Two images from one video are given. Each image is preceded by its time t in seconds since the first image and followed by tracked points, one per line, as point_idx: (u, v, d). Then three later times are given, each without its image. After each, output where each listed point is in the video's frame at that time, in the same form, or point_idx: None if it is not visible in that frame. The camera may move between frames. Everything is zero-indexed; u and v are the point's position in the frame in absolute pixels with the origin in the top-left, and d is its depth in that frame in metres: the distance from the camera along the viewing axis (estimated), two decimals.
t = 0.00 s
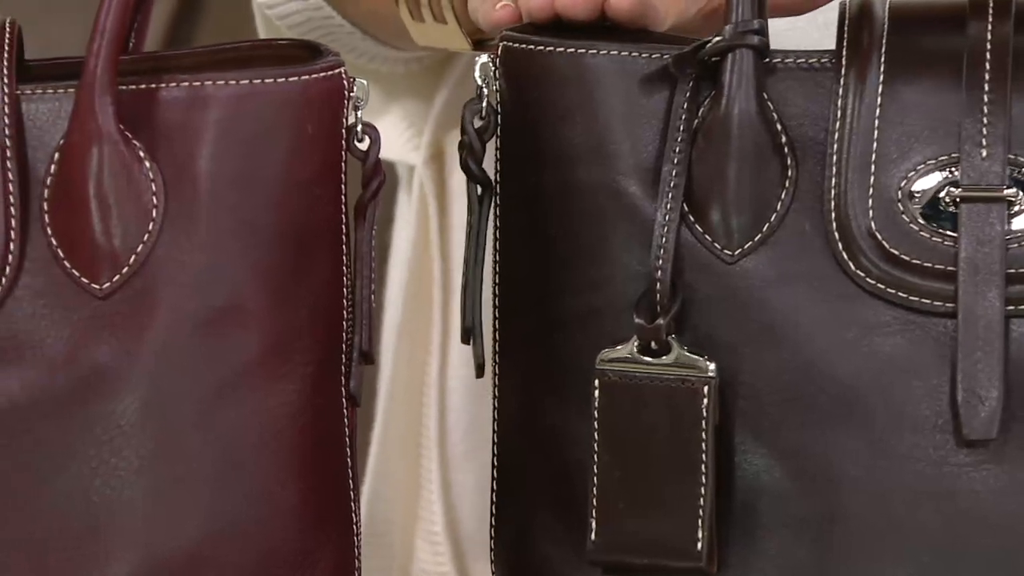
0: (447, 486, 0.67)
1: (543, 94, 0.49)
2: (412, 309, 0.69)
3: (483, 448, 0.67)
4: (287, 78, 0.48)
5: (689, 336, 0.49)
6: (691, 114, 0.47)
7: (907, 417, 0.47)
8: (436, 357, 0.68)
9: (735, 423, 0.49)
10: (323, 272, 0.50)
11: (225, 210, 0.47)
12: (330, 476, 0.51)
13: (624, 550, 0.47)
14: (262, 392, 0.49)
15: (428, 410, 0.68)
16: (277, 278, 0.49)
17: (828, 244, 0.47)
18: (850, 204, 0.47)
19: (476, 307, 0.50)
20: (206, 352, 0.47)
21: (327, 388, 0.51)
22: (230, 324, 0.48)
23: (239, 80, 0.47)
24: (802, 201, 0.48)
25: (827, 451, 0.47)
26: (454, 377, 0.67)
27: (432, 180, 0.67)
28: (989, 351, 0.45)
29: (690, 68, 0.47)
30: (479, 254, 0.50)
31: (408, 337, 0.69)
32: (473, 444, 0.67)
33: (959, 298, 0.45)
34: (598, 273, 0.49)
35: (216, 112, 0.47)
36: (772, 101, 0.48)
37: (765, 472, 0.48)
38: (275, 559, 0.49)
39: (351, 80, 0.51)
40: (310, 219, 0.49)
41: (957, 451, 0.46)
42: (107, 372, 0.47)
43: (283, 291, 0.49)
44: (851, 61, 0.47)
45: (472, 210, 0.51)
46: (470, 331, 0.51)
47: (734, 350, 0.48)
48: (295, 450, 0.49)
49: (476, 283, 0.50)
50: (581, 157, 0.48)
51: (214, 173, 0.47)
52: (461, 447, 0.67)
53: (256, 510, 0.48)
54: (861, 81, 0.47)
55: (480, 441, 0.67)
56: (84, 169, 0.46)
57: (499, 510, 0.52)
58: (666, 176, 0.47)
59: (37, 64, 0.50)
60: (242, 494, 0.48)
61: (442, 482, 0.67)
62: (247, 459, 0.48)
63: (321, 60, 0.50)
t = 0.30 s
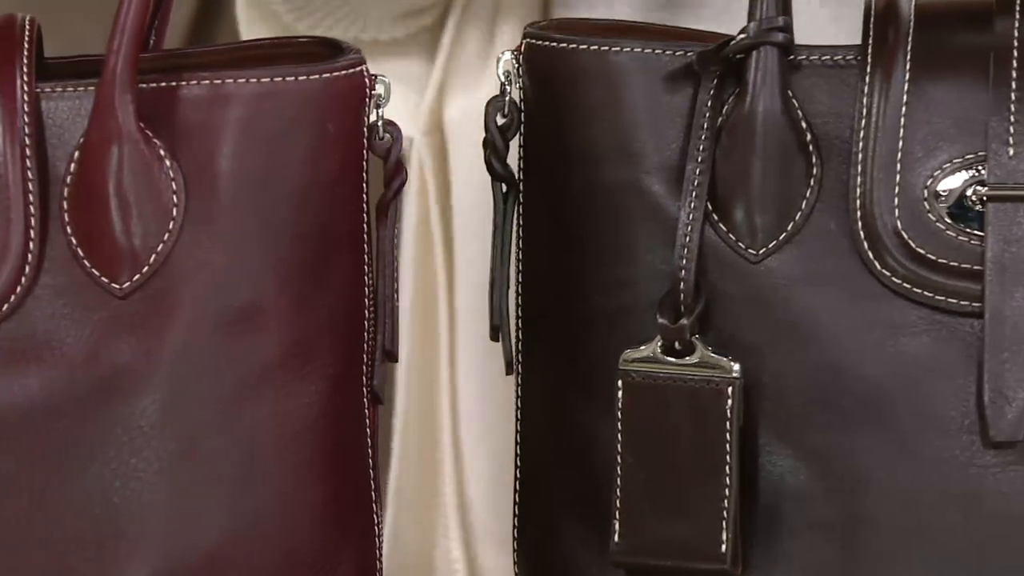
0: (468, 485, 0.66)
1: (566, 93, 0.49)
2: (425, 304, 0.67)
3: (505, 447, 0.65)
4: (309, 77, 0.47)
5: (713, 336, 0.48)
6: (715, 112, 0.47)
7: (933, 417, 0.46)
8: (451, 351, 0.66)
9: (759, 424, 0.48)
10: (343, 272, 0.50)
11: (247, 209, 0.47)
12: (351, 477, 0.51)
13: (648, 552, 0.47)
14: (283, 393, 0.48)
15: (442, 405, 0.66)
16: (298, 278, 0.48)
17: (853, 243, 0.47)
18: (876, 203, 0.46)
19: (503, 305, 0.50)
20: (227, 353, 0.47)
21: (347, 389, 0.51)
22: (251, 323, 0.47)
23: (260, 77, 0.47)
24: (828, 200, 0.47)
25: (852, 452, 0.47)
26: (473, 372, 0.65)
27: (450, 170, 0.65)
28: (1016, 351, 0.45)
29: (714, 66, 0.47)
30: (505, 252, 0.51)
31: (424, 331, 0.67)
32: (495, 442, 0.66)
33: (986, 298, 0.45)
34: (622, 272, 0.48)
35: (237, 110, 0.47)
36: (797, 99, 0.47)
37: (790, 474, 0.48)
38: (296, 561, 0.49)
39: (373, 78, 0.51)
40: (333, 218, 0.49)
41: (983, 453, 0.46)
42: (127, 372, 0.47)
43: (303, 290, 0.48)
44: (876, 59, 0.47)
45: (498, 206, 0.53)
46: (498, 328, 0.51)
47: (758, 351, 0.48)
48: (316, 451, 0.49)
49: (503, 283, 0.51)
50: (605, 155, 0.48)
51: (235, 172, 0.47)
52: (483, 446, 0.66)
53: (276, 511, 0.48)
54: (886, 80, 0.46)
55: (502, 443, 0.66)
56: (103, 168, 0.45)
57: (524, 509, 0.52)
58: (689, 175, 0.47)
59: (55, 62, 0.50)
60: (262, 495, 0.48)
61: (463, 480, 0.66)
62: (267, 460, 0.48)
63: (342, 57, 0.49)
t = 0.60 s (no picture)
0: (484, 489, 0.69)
1: (589, 90, 0.48)
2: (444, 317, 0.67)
3: (523, 452, 0.69)
4: (328, 74, 0.47)
5: (735, 336, 0.48)
6: (738, 110, 0.47)
7: (958, 417, 0.46)
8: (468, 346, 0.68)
9: (783, 424, 0.48)
10: (362, 271, 0.50)
11: (266, 208, 0.47)
12: (370, 477, 0.50)
13: (670, 553, 0.47)
14: (301, 392, 0.48)
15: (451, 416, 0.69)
16: (317, 277, 0.48)
17: (877, 242, 0.46)
18: (900, 201, 0.45)
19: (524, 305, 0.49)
20: (245, 352, 0.47)
21: (365, 389, 0.50)
22: (270, 322, 0.47)
23: (280, 75, 0.47)
24: (852, 198, 0.47)
25: (876, 452, 0.46)
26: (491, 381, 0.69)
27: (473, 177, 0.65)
28: None
29: (737, 63, 0.46)
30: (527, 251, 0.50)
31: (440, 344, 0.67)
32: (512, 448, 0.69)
33: (1012, 297, 0.44)
34: (643, 271, 0.48)
35: (256, 107, 0.47)
36: (821, 96, 0.47)
37: (814, 475, 0.47)
38: (315, 562, 0.48)
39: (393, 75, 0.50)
40: (353, 216, 0.49)
41: (1009, 453, 0.45)
42: (146, 371, 0.46)
43: (322, 290, 0.48)
44: (901, 57, 0.46)
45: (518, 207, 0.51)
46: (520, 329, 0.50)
47: (782, 350, 0.47)
48: (335, 452, 0.49)
49: (524, 282, 0.50)
50: (627, 153, 0.48)
51: (254, 170, 0.47)
52: (500, 452, 0.69)
53: (294, 512, 0.48)
54: (911, 77, 0.46)
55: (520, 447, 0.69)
56: (121, 166, 0.45)
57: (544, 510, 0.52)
58: (712, 173, 0.47)
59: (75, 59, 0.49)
60: (281, 496, 0.47)
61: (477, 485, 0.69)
62: (285, 460, 0.47)
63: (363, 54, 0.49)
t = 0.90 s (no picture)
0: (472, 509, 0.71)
1: (611, 89, 0.48)
2: (469, 291, 0.70)
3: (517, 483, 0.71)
4: (349, 73, 0.47)
5: (760, 336, 0.48)
6: (762, 109, 0.46)
7: (984, 418, 0.45)
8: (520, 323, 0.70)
9: (807, 425, 0.47)
10: (383, 271, 0.49)
11: (286, 209, 0.47)
12: (391, 478, 0.50)
13: (694, 556, 0.46)
14: (322, 394, 0.48)
15: (455, 420, 0.71)
16: (337, 277, 0.47)
17: (903, 242, 0.46)
18: (926, 201, 0.45)
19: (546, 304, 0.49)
20: (266, 353, 0.47)
21: (386, 389, 0.50)
22: (291, 323, 0.47)
23: (301, 74, 0.46)
24: (877, 198, 0.46)
25: (902, 453, 0.46)
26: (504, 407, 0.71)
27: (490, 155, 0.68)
28: None
29: (761, 62, 0.46)
30: (548, 250, 0.49)
31: (457, 348, 0.70)
32: (508, 479, 0.71)
33: None
34: (666, 271, 0.47)
35: (277, 107, 0.46)
36: (846, 95, 0.47)
37: (839, 476, 0.47)
38: (336, 563, 0.48)
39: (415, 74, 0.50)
40: (374, 216, 0.48)
41: None
42: (167, 372, 0.46)
43: (343, 291, 0.48)
44: (928, 55, 0.45)
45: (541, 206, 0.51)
46: (542, 329, 0.50)
47: (807, 351, 0.47)
48: (355, 453, 0.48)
49: (546, 281, 0.50)
50: (650, 152, 0.47)
51: (275, 169, 0.46)
52: (496, 479, 0.71)
53: (314, 513, 0.47)
54: (937, 76, 0.45)
55: (516, 481, 0.71)
56: (141, 166, 0.45)
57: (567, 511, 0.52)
58: (736, 172, 0.46)
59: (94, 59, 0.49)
60: (301, 497, 0.47)
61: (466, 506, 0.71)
62: (306, 461, 0.47)
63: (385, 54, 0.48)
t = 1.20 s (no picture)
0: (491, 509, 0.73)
1: (639, 87, 0.48)
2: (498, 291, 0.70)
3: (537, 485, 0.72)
4: (375, 70, 0.46)
5: (789, 336, 0.47)
6: (792, 106, 0.46)
7: (1017, 420, 0.45)
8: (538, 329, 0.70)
9: (836, 425, 0.47)
10: (408, 270, 0.49)
11: (311, 207, 0.46)
12: (417, 479, 0.49)
13: (722, 558, 0.46)
14: (347, 394, 0.47)
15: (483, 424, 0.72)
16: (362, 276, 0.47)
17: (933, 241, 0.45)
18: (957, 200, 0.44)
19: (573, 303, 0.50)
20: (290, 353, 0.46)
21: (411, 389, 0.49)
22: (316, 322, 0.46)
23: (327, 71, 0.46)
24: (908, 197, 0.46)
25: (933, 454, 0.46)
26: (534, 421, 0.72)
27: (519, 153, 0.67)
28: None
29: (790, 59, 0.45)
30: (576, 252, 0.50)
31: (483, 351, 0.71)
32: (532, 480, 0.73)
33: None
34: (694, 271, 0.47)
35: (302, 105, 0.46)
36: (876, 93, 0.46)
37: (868, 478, 0.47)
38: (361, 564, 0.47)
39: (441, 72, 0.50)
40: (400, 215, 0.48)
41: None
42: (191, 371, 0.46)
43: (369, 291, 0.47)
44: (958, 53, 0.45)
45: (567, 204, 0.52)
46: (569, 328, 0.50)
47: (837, 351, 0.47)
48: (380, 454, 0.48)
49: (573, 281, 0.50)
50: (678, 151, 0.47)
51: (300, 167, 0.46)
52: (520, 484, 0.72)
53: (339, 515, 0.47)
54: (968, 73, 0.44)
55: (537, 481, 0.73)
56: (165, 164, 0.44)
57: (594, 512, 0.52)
58: (765, 170, 0.46)
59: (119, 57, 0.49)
60: (326, 498, 0.47)
61: (484, 508, 0.73)
62: (331, 461, 0.47)
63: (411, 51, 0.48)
